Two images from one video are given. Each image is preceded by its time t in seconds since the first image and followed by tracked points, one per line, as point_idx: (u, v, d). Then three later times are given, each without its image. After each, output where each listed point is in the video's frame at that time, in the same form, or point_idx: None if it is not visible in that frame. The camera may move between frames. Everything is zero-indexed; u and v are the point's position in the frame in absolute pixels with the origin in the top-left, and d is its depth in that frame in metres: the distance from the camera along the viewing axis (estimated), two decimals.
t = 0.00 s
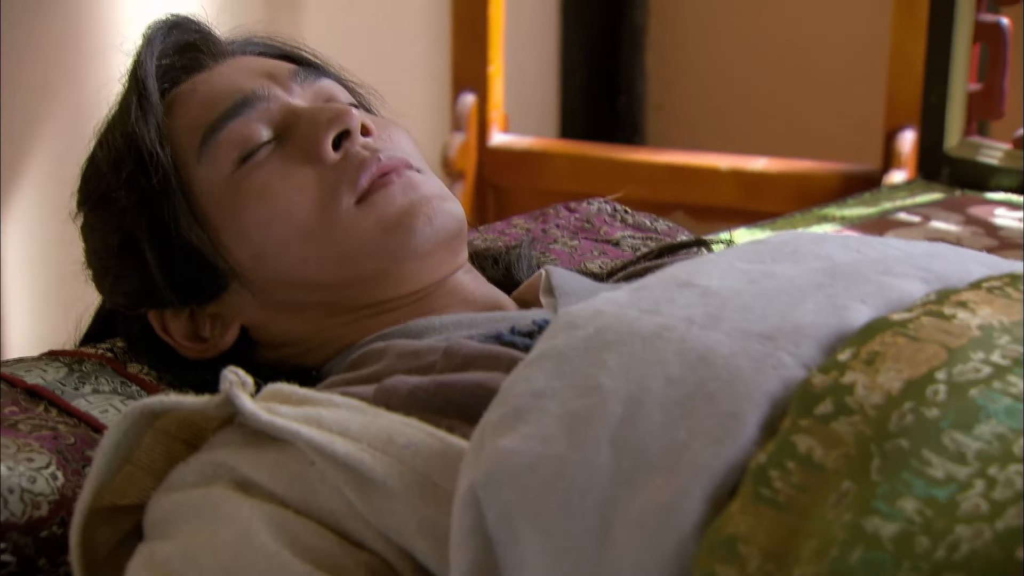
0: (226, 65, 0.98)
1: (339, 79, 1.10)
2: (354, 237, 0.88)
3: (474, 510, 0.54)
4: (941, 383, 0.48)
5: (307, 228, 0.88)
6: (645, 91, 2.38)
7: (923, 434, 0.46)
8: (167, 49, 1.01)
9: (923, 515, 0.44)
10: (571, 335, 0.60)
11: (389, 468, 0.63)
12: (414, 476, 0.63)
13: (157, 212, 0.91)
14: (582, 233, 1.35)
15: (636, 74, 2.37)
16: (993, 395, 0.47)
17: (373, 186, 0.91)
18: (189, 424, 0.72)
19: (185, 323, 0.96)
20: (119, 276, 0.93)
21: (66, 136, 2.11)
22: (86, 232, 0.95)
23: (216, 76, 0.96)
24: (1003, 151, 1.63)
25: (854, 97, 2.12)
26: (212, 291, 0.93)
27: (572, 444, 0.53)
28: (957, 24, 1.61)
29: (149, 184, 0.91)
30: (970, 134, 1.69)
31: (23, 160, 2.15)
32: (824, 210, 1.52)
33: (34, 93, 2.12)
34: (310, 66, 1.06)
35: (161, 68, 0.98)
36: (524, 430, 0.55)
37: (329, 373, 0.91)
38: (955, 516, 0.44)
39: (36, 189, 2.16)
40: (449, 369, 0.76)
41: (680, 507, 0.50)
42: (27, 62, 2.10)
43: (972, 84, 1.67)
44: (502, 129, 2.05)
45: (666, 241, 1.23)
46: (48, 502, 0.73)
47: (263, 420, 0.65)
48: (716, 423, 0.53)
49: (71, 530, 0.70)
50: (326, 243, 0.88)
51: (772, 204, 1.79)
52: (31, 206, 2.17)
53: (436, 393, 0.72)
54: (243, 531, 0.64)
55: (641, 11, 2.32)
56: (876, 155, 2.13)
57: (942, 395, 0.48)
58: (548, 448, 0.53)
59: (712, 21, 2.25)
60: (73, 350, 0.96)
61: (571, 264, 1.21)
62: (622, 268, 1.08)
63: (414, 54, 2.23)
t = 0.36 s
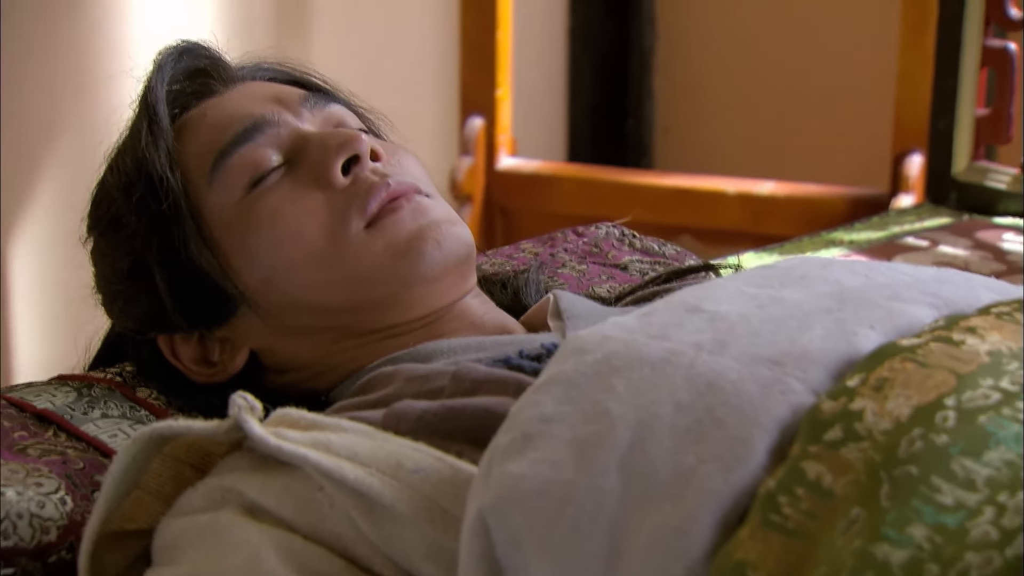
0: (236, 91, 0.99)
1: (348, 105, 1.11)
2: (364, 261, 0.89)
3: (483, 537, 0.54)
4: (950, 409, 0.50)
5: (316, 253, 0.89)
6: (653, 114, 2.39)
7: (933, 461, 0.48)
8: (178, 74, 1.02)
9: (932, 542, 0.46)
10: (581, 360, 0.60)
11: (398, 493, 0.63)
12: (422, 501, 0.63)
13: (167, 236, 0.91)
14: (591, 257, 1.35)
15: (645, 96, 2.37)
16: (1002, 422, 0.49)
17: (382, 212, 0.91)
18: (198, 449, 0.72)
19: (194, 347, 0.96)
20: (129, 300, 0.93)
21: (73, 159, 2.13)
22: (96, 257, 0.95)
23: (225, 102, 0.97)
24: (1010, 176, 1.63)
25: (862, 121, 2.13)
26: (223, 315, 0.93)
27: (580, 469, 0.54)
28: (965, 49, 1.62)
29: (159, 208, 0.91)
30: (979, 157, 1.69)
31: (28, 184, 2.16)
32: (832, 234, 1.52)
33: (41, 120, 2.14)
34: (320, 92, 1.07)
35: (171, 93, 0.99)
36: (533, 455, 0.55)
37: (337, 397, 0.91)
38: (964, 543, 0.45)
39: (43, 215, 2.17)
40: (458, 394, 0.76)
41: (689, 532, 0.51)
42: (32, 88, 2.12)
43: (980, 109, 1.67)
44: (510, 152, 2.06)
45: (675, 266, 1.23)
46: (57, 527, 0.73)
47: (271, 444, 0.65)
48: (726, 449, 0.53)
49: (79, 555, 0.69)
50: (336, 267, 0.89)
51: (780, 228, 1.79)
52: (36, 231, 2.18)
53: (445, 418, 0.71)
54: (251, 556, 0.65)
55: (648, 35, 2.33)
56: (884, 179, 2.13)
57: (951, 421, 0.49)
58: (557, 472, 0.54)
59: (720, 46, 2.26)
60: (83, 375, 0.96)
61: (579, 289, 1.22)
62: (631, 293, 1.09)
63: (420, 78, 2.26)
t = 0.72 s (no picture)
0: (241, 113, 1.00)
1: (353, 125, 1.12)
2: (368, 282, 0.89)
3: (488, 557, 0.55)
4: (956, 430, 0.51)
5: (320, 274, 0.89)
6: (658, 135, 2.40)
7: (939, 483, 0.49)
8: (183, 96, 1.02)
9: (938, 562, 0.47)
10: (586, 381, 0.60)
11: (404, 515, 0.64)
12: (428, 522, 0.64)
13: (171, 258, 0.91)
14: (596, 277, 1.35)
15: (649, 117, 2.38)
16: (1007, 443, 0.50)
17: (386, 233, 0.91)
18: (204, 469, 0.72)
19: (199, 368, 0.96)
20: (134, 322, 0.93)
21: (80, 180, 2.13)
22: (101, 280, 0.95)
23: (229, 123, 0.97)
24: (1015, 197, 1.61)
25: (866, 142, 2.13)
26: (228, 337, 0.93)
27: (586, 490, 0.54)
28: (969, 69, 1.62)
29: (164, 231, 0.91)
30: (984, 177, 1.69)
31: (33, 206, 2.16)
32: (837, 254, 1.52)
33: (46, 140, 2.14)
34: (325, 113, 1.08)
35: (175, 115, 1.00)
36: (538, 476, 0.55)
37: (342, 418, 0.92)
38: (971, 564, 0.47)
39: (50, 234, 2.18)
40: (463, 414, 0.76)
41: (695, 553, 0.51)
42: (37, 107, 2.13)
43: (985, 129, 1.67)
44: (515, 171, 2.06)
45: (680, 286, 1.23)
46: (63, 547, 0.73)
47: (276, 465, 0.65)
48: (732, 470, 0.53)
49: None
50: (340, 288, 0.89)
51: (785, 247, 1.79)
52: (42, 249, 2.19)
53: (450, 438, 0.71)
54: None
55: (653, 53, 2.34)
56: (889, 199, 2.13)
57: (957, 442, 0.50)
58: (563, 494, 0.54)
59: (724, 66, 2.26)
60: (89, 395, 0.96)
61: (584, 309, 1.22)
62: (636, 313, 1.09)
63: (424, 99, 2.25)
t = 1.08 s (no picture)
0: (241, 131, 1.00)
1: (354, 141, 1.12)
2: (369, 300, 0.89)
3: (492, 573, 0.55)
4: (961, 446, 0.51)
5: (322, 293, 0.89)
6: (661, 149, 2.40)
7: (943, 498, 0.49)
8: (183, 115, 1.03)
9: None
10: (590, 398, 0.60)
11: (408, 531, 0.64)
12: (433, 539, 0.64)
13: (173, 278, 0.92)
14: (600, 293, 1.35)
15: (652, 131, 2.39)
16: (1013, 460, 0.50)
17: (388, 251, 0.91)
18: (208, 486, 0.72)
19: (202, 387, 0.96)
20: (136, 341, 0.93)
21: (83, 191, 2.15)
22: (103, 299, 0.95)
23: (231, 141, 0.98)
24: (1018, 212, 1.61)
25: (869, 157, 2.14)
26: (229, 355, 0.93)
27: (591, 507, 0.54)
28: (973, 84, 1.62)
29: (165, 251, 0.92)
30: (988, 194, 1.68)
31: (38, 225, 2.19)
32: (841, 269, 1.52)
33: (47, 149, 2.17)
34: (326, 130, 1.08)
35: (176, 134, 1.00)
36: (543, 492, 0.55)
37: (347, 434, 0.92)
38: None
39: (54, 253, 2.19)
40: (467, 429, 0.76)
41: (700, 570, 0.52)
42: (42, 127, 2.17)
43: (989, 144, 1.68)
44: (518, 187, 2.06)
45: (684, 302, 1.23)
46: (67, 563, 0.73)
47: (280, 481, 0.65)
48: (736, 486, 0.54)
49: None
50: (342, 306, 0.89)
51: (789, 262, 1.79)
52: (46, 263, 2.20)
53: (454, 454, 0.71)
54: None
55: (657, 71, 2.34)
56: (891, 214, 2.14)
57: (962, 458, 0.51)
58: (567, 510, 0.54)
59: (728, 83, 2.27)
60: (92, 411, 0.96)
61: (588, 324, 1.22)
62: (639, 328, 1.09)
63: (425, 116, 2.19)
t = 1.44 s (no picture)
0: (245, 140, 1.00)
1: (357, 150, 1.12)
2: (372, 310, 0.89)
3: None
4: (963, 456, 0.52)
5: (325, 302, 0.89)
6: (663, 157, 2.39)
7: (946, 508, 0.50)
8: (186, 124, 1.03)
9: None
10: (592, 406, 0.60)
11: (411, 541, 0.64)
12: (436, 548, 0.64)
13: (177, 287, 0.92)
14: (602, 302, 1.35)
15: (654, 139, 2.38)
16: (1015, 468, 0.50)
17: (391, 260, 0.91)
18: (209, 494, 0.71)
19: (205, 396, 0.96)
20: (140, 350, 0.93)
21: (86, 199, 2.18)
22: (107, 307, 0.95)
23: (234, 150, 0.98)
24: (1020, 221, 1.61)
25: (871, 166, 2.15)
26: (232, 363, 0.93)
27: (593, 516, 0.54)
28: (975, 91, 1.62)
29: (169, 259, 0.92)
30: (990, 202, 1.67)
31: (41, 234, 2.21)
32: (843, 278, 1.52)
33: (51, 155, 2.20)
34: (329, 139, 1.08)
35: (180, 143, 1.01)
36: (546, 501, 0.55)
37: (349, 443, 0.92)
38: None
39: (57, 262, 2.21)
40: (470, 438, 0.76)
41: None
42: (46, 135, 2.21)
43: (992, 153, 1.66)
44: (520, 195, 2.06)
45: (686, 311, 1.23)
46: (69, 571, 0.73)
47: (283, 490, 0.65)
48: (738, 495, 0.54)
49: None
50: (345, 315, 0.89)
51: (791, 271, 1.79)
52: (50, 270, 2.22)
53: (457, 463, 0.71)
54: None
55: (660, 78, 2.33)
56: (893, 224, 2.14)
57: (965, 468, 0.51)
58: (570, 519, 0.54)
59: (730, 91, 2.27)
60: (95, 421, 0.96)
61: (590, 333, 1.22)
62: (642, 338, 1.09)
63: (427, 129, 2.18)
